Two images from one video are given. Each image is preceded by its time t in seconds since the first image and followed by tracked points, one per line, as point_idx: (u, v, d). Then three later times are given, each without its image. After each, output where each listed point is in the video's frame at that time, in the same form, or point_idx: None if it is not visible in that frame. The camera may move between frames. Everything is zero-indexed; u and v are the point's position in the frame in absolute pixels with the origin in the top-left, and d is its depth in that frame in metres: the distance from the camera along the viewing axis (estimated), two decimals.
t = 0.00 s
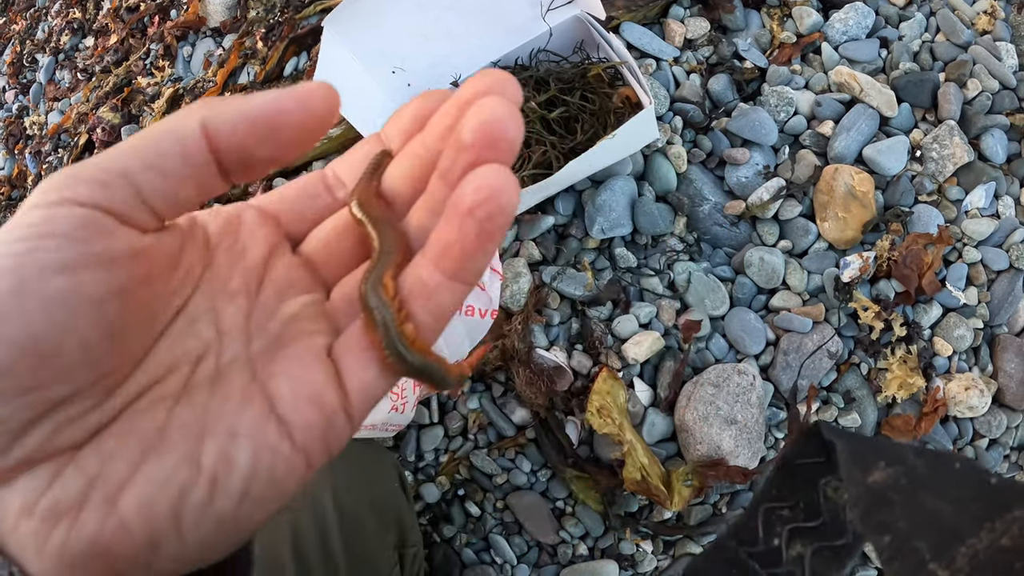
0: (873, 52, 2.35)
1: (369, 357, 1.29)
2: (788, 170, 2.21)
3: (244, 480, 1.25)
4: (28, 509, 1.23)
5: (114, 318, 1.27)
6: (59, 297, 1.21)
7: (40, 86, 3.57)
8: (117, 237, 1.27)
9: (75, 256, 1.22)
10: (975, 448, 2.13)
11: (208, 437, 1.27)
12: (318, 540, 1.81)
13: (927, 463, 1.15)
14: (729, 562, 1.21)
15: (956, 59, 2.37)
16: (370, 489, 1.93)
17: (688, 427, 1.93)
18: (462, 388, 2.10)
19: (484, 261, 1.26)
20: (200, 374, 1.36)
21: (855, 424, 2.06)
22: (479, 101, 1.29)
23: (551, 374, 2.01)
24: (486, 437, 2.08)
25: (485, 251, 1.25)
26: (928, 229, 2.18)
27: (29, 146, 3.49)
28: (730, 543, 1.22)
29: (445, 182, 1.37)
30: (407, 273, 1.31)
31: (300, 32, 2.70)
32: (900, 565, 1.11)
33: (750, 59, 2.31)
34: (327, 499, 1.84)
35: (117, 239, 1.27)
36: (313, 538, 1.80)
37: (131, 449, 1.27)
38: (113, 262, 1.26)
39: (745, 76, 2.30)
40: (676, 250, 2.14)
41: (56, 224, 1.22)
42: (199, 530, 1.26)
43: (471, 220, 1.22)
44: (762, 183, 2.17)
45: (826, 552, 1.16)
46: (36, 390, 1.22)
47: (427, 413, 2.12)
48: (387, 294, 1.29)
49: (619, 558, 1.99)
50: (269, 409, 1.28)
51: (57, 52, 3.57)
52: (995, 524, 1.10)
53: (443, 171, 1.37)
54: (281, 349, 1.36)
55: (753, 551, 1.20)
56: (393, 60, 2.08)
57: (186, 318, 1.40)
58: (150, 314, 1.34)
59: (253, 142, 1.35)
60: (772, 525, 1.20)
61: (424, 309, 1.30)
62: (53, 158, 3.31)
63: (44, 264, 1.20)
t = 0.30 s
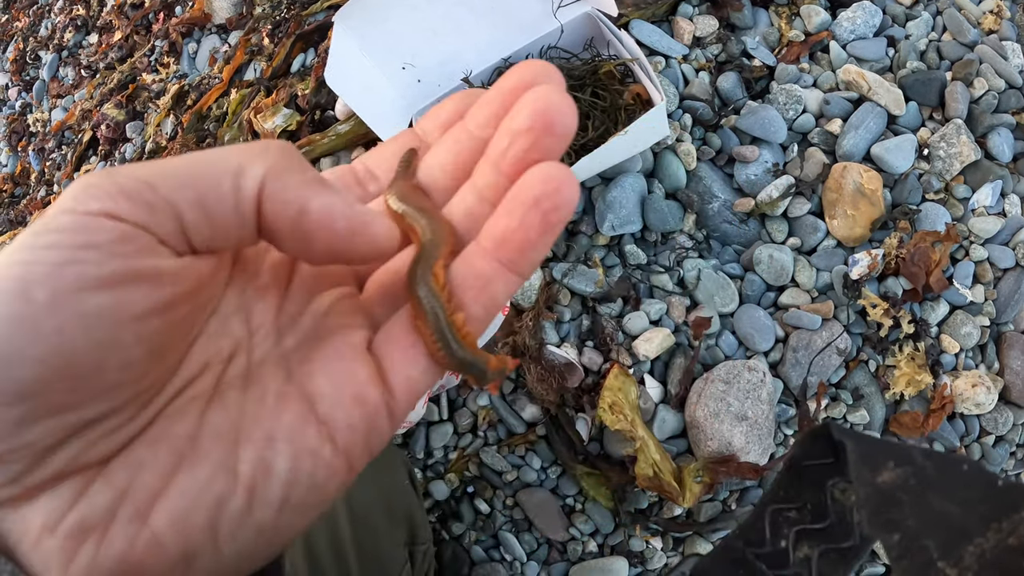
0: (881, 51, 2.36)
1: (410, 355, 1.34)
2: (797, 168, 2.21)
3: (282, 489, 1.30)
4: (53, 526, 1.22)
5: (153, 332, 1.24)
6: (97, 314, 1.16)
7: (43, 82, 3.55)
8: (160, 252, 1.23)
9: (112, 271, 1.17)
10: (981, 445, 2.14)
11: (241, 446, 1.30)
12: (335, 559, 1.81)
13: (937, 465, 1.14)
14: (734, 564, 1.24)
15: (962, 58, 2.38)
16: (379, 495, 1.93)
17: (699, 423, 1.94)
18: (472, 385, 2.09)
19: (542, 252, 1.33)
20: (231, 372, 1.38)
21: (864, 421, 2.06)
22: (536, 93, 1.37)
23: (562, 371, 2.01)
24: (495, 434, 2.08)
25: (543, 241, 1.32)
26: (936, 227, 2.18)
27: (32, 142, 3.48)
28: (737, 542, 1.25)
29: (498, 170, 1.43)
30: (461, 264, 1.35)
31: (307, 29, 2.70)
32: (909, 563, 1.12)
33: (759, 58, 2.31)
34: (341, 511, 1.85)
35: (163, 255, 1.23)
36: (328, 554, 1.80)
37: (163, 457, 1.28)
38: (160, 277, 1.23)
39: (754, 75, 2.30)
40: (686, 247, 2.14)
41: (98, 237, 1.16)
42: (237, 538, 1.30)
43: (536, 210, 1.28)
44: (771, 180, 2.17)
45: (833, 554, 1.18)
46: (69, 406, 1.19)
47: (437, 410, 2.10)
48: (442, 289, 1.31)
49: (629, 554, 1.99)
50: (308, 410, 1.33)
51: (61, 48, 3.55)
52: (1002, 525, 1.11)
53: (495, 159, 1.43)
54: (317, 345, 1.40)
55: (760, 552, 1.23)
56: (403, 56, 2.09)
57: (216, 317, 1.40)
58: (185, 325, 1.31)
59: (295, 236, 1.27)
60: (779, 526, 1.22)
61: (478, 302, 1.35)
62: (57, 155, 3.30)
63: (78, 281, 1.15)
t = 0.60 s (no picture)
0: (890, 48, 2.37)
1: (471, 371, 1.39)
2: (807, 164, 2.21)
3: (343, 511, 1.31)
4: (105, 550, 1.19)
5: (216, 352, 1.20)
6: (160, 334, 1.12)
7: (46, 79, 3.53)
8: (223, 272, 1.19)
9: (174, 291, 1.13)
10: (989, 441, 2.14)
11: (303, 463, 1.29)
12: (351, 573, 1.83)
13: (909, 446, 1.25)
14: (719, 554, 1.48)
15: (970, 57, 2.38)
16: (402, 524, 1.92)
17: (711, 420, 1.94)
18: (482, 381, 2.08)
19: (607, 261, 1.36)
20: (286, 383, 1.37)
21: (874, 418, 2.06)
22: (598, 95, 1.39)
23: (574, 367, 2.03)
24: (506, 431, 2.07)
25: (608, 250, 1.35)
26: (944, 224, 2.19)
27: (35, 139, 3.46)
28: (724, 534, 1.48)
29: (559, 175, 1.46)
30: (521, 273, 1.40)
31: (315, 24, 2.69)
32: (889, 548, 1.17)
33: (769, 54, 2.31)
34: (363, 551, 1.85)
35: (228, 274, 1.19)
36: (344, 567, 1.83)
37: (221, 475, 1.26)
38: (223, 294, 1.19)
39: (764, 71, 2.30)
40: (696, 244, 2.15)
41: (157, 252, 1.12)
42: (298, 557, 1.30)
43: (604, 219, 1.31)
44: (781, 177, 2.17)
45: (818, 538, 1.37)
46: (132, 424, 1.16)
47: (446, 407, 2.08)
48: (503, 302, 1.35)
49: (639, 552, 1.98)
50: (368, 426, 1.34)
51: (63, 45, 3.53)
52: (981, 502, 1.18)
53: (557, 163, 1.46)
54: (371, 357, 1.39)
55: (745, 543, 1.44)
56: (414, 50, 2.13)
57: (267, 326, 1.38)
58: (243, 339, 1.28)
59: (387, 252, 1.29)
60: (761, 516, 1.42)
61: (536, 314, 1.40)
62: (60, 151, 3.28)
63: (138, 301, 1.10)
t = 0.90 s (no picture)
0: (900, 44, 2.33)
1: (537, 415, 1.34)
2: (818, 160, 2.19)
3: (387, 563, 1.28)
4: None
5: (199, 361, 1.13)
6: (131, 336, 1.07)
7: (45, 75, 3.48)
8: (208, 264, 1.14)
9: (142, 284, 1.08)
10: (999, 441, 2.10)
11: (333, 524, 1.26)
12: None
13: (899, 447, 1.18)
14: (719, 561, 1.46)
15: (979, 53, 2.34)
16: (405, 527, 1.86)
17: (722, 419, 1.91)
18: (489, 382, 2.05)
19: (707, 289, 1.35)
20: (310, 416, 1.32)
21: (885, 418, 2.02)
22: (719, 101, 1.34)
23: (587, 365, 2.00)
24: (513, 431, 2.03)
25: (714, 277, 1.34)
26: (956, 221, 2.15)
27: (33, 136, 3.41)
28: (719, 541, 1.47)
29: (659, 181, 1.41)
30: (604, 296, 1.35)
31: (317, 18, 2.64)
32: (885, 556, 1.09)
33: (778, 49, 2.29)
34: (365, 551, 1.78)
35: (212, 264, 1.15)
36: None
37: (232, 534, 1.22)
38: (207, 291, 1.14)
39: (773, 66, 2.28)
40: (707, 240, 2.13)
41: (126, 240, 1.07)
42: None
43: (714, 245, 1.30)
44: (791, 173, 2.15)
45: (812, 544, 1.28)
46: (101, 453, 1.09)
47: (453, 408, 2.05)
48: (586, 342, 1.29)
49: (648, 553, 1.94)
50: (412, 478, 1.30)
51: (62, 40, 3.48)
52: (976, 504, 1.11)
53: (661, 169, 1.41)
54: (414, 392, 1.34)
55: (739, 550, 1.41)
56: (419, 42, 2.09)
57: (291, 343, 1.33)
58: (236, 352, 1.20)
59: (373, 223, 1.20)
60: (755, 522, 1.36)
61: (619, 348, 1.34)
62: (59, 148, 3.23)
63: (98, 303, 1.05)
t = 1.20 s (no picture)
0: (899, 41, 2.32)
1: (536, 418, 1.33)
2: (817, 158, 2.18)
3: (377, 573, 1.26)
4: None
5: (194, 387, 1.13)
6: (120, 366, 1.04)
7: (45, 74, 3.47)
8: (204, 291, 1.13)
9: (134, 312, 1.05)
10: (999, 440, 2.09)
11: (320, 533, 1.23)
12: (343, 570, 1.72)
13: (910, 439, 1.21)
14: (723, 553, 1.51)
15: (980, 50, 2.33)
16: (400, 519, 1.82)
17: (721, 417, 1.90)
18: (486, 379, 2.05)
19: (720, 278, 1.33)
20: (298, 417, 1.32)
21: (884, 416, 2.02)
22: (732, 81, 1.34)
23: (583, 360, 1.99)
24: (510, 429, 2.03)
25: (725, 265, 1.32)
26: (956, 219, 2.14)
27: (32, 134, 3.40)
28: (725, 533, 1.50)
29: (668, 164, 1.40)
30: (603, 289, 1.36)
31: (315, 15, 2.63)
32: (893, 545, 1.13)
33: (777, 46, 2.28)
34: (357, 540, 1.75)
35: (207, 292, 1.14)
36: None
37: (211, 543, 1.18)
38: (203, 317, 1.13)
39: (772, 63, 2.27)
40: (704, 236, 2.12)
41: (117, 264, 1.05)
42: None
43: (728, 230, 1.28)
44: (791, 170, 2.15)
45: (819, 535, 1.37)
46: (87, 481, 1.07)
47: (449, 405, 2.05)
48: (588, 339, 1.28)
49: (646, 552, 1.93)
50: (400, 483, 1.28)
51: (62, 39, 3.48)
52: (985, 496, 1.14)
53: (671, 151, 1.40)
54: (405, 396, 1.34)
55: (746, 541, 1.47)
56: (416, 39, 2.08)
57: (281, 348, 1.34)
58: (229, 376, 1.20)
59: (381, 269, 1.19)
60: (763, 512, 1.43)
61: (626, 343, 1.33)
62: (58, 146, 3.23)
63: (85, 329, 1.02)
